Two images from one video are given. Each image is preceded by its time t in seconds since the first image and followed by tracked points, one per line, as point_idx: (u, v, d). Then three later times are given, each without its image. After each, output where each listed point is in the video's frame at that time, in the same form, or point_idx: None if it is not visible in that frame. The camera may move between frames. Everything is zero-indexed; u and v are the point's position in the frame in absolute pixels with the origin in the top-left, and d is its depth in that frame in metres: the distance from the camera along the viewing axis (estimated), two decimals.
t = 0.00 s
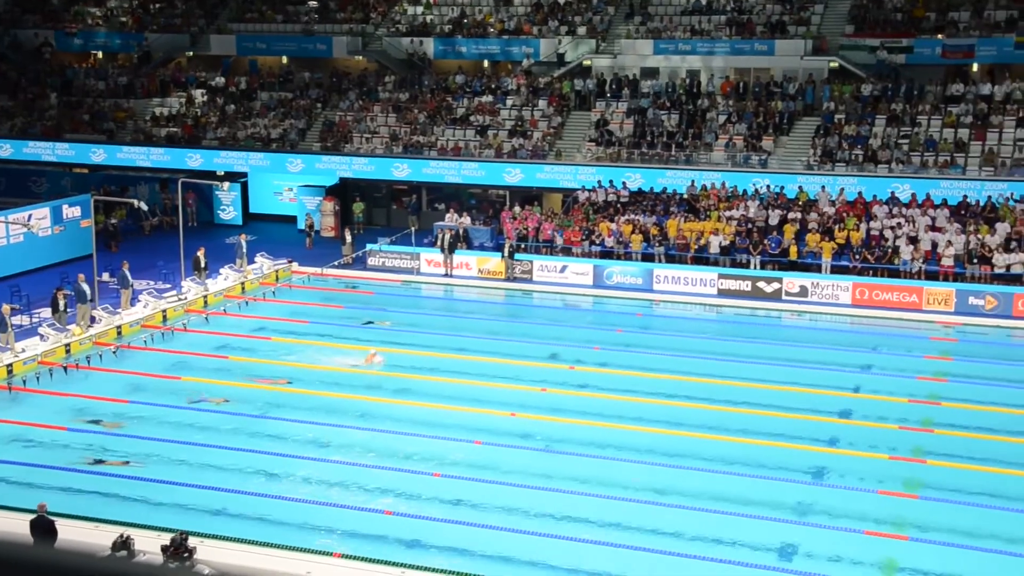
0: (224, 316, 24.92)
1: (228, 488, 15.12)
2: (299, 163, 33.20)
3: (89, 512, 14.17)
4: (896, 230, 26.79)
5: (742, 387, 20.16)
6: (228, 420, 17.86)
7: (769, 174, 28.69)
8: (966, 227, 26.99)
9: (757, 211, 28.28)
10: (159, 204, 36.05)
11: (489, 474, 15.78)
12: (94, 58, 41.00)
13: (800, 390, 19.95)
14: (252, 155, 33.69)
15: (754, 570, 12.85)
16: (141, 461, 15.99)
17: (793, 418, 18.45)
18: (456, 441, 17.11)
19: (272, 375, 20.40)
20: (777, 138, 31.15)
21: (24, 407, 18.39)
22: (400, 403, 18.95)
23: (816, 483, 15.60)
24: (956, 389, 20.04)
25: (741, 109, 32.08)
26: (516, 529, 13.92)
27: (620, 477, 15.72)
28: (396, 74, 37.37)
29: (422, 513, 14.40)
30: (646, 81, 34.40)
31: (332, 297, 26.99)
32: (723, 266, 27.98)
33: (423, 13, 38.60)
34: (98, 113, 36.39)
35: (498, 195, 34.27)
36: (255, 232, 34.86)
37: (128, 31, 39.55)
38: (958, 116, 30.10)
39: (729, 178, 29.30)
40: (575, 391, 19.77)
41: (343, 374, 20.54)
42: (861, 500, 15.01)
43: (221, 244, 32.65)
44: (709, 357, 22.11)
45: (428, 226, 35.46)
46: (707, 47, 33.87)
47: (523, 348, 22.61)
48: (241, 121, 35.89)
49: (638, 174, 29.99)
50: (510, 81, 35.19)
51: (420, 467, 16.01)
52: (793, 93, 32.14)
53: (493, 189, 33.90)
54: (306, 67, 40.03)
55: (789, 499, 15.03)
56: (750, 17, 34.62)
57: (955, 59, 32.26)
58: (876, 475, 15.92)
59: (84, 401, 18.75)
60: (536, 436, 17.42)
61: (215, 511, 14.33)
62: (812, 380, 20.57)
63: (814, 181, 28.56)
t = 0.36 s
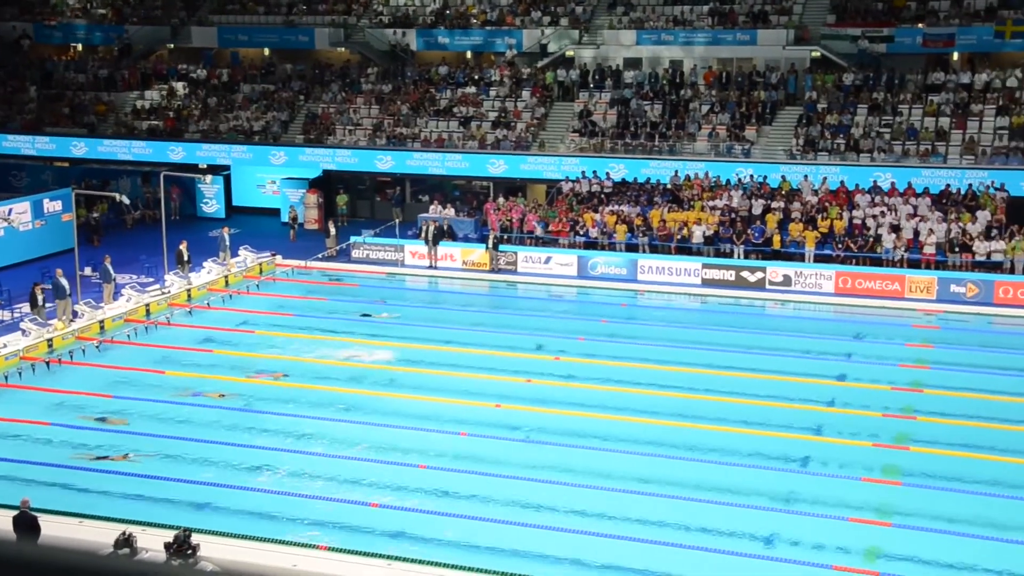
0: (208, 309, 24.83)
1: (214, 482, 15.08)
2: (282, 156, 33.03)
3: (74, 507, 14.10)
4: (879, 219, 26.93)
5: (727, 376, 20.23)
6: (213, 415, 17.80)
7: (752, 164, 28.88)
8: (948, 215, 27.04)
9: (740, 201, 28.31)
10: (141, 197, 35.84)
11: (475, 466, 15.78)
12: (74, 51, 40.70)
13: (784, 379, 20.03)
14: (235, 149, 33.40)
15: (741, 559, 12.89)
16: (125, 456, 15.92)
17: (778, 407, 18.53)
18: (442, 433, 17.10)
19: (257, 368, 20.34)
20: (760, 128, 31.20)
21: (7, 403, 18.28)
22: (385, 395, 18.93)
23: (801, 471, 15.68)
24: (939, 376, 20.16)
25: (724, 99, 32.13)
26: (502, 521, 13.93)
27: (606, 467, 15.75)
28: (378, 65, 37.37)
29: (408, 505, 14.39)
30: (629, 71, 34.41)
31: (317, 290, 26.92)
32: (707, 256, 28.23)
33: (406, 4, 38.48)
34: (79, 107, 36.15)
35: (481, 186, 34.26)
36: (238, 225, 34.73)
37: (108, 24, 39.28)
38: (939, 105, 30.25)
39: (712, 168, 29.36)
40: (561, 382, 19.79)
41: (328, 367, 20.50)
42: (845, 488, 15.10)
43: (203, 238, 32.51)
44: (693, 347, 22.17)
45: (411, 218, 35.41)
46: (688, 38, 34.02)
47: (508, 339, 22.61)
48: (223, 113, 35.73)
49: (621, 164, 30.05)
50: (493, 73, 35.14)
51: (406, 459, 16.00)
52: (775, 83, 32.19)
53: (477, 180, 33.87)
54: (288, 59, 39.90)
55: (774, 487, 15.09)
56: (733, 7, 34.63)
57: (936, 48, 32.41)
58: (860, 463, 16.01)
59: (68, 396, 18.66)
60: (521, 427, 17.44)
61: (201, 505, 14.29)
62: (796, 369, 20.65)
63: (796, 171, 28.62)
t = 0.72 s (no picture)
0: (193, 312, 24.76)
1: (200, 485, 15.05)
2: (265, 157, 33.09)
3: (59, 513, 14.05)
4: (862, 216, 27.07)
5: (712, 373, 20.29)
6: (199, 418, 17.76)
7: (735, 162, 29.04)
8: (931, 211, 27.06)
9: (724, 198, 28.39)
10: (124, 200, 35.73)
11: (461, 466, 15.80)
12: (54, 54, 40.50)
13: (769, 376, 20.11)
14: (218, 150, 33.34)
15: (728, 556, 12.94)
16: (111, 461, 15.86)
17: (763, 403, 18.60)
18: (429, 434, 17.09)
19: (242, 371, 20.30)
20: (743, 125, 31.30)
21: None
22: (372, 396, 18.91)
23: (787, 467, 15.74)
24: (924, 371, 20.27)
25: (707, 97, 32.22)
26: (490, 521, 13.95)
27: (593, 466, 15.79)
28: (361, 66, 37.33)
29: (395, 507, 14.40)
30: (611, 70, 34.44)
31: (301, 292, 26.87)
32: (691, 253, 28.11)
33: (389, 4, 38.40)
34: (60, 110, 36.00)
35: (466, 186, 34.28)
36: (222, 227, 34.67)
37: (89, 27, 39.08)
38: (921, 101, 30.40)
39: (696, 166, 29.53)
40: (546, 381, 19.82)
41: (313, 369, 20.47)
42: (830, 484, 15.17)
43: (187, 240, 32.41)
44: (678, 345, 22.22)
45: (396, 219, 35.36)
46: (672, 36, 34.08)
47: (494, 339, 22.62)
48: (206, 116, 35.65)
49: (605, 163, 30.07)
50: (476, 73, 35.14)
51: (393, 460, 16.00)
52: (757, 80, 32.26)
53: (461, 180, 33.93)
54: (270, 60, 39.79)
55: (760, 484, 15.16)
56: (714, 5, 34.70)
57: (917, 44, 32.56)
58: (846, 459, 16.08)
59: (52, 401, 18.58)
60: (508, 427, 17.44)
61: (187, 509, 14.26)
62: (781, 365, 20.73)
63: (779, 168, 28.64)
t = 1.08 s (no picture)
0: (183, 317, 24.69)
1: (192, 491, 14.99)
2: (256, 162, 33.07)
3: (50, 519, 13.98)
4: (852, 217, 27.12)
5: (703, 376, 20.31)
6: (190, 423, 17.70)
7: (725, 164, 29.07)
8: (920, 212, 27.27)
9: (715, 201, 28.43)
10: (114, 206, 35.63)
11: (454, 470, 15.78)
12: (43, 59, 40.36)
13: (760, 378, 20.13)
14: (208, 154, 33.58)
15: (721, 558, 12.94)
16: (102, 467, 15.80)
17: (754, 405, 18.61)
18: (420, 438, 17.08)
19: (233, 376, 20.25)
20: (733, 128, 31.36)
21: None
22: (363, 400, 18.88)
23: (778, 469, 15.76)
24: (914, 373, 20.32)
25: (697, 99, 32.28)
26: (482, 524, 13.93)
27: (585, 469, 15.78)
28: (351, 71, 37.09)
29: (387, 511, 14.37)
30: (601, 72, 34.47)
31: (292, 296, 26.82)
32: (682, 256, 28.34)
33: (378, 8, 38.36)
34: (50, 115, 35.93)
35: (456, 190, 34.32)
36: (213, 232, 34.60)
37: (78, 31, 38.92)
38: (910, 103, 30.49)
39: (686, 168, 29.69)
40: (538, 385, 19.80)
41: (305, 373, 20.43)
42: (822, 485, 15.19)
43: (178, 245, 32.32)
44: (669, 347, 22.24)
45: (387, 223, 35.32)
46: (663, 39, 34.12)
47: (485, 342, 22.62)
48: (196, 120, 35.58)
49: (596, 166, 30.29)
50: (466, 76, 35.13)
51: (384, 464, 15.97)
52: (747, 83, 32.31)
53: (452, 184, 33.97)
54: (260, 65, 39.75)
55: (752, 486, 15.17)
56: (703, 7, 34.74)
57: (905, 46, 32.68)
58: (837, 460, 16.11)
59: (42, 407, 18.51)
60: (499, 430, 17.43)
61: (179, 514, 14.20)
62: (772, 367, 20.77)
63: (770, 170, 28.95)
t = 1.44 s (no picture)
0: (175, 322, 24.62)
1: (183, 497, 14.93)
2: (248, 167, 33.14)
3: (41, 526, 13.91)
4: (842, 222, 27.26)
5: (696, 380, 20.32)
6: (181, 428, 17.64)
7: (717, 168, 29.37)
8: (910, 217, 27.35)
9: (706, 206, 28.47)
10: (105, 211, 35.55)
11: (446, 475, 15.75)
12: (33, 64, 40.28)
13: (751, 382, 20.15)
14: (200, 159, 33.51)
15: (713, 564, 12.95)
16: (93, 473, 15.73)
17: (746, 410, 18.62)
18: (413, 443, 17.05)
19: (225, 381, 20.19)
20: (724, 132, 31.43)
21: None
22: (355, 405, 18.84)
23: (771, 474, 15.77)
24: (906, 377, 20.37)
25: (688, 104, 32.36)
26: (475, 530, 13.90)
27: (578, 474, 15.77)
28: (343, 75, 37.26)
29: (379, 516, 14.34)
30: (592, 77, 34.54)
31: (284, 301, 26.77)
32: (674, 260, 28.36)
33: (370, 13, 38.35)
34: (40, 120, 35.86)
35: (448, 195, 34.47)
36: (204, 237, 34.52)
37: (69, 35, 38.80)
38: (900, 107, 30.59)
39: (677, 173, 29.76)
40: (530, 389, 19.79)
41: (296, 378, 20.37)
42: (814, 490, 15.20)
43: (169, 250, 32.24)
44: (662, 352, 22.24)
45: (379, 227, 35.30)
46: (655, 44, 34.19)
47: (478, 347, 22.58)
48: (187, 125, 35.54)
49: (587, 171, 30.44)
50: (457, 81, 35.12)
51: (377, 470, 15.94)
52: (739, 88, 32.36)
53: (443, 189, 34.06)
54: (251, 69, 39.69)
55: (744, 490, 15.17)
56: (694, 13, 34.83)
57: (896, 52, 32.65)
58: (830, 464, 16.13)
59: (33, 413, 18.43)
60: (492, 435, 17.41)
61: (170, 520, 14.15)
62: (764, 372, 20.78)
63: (761, 175, 28.97)
